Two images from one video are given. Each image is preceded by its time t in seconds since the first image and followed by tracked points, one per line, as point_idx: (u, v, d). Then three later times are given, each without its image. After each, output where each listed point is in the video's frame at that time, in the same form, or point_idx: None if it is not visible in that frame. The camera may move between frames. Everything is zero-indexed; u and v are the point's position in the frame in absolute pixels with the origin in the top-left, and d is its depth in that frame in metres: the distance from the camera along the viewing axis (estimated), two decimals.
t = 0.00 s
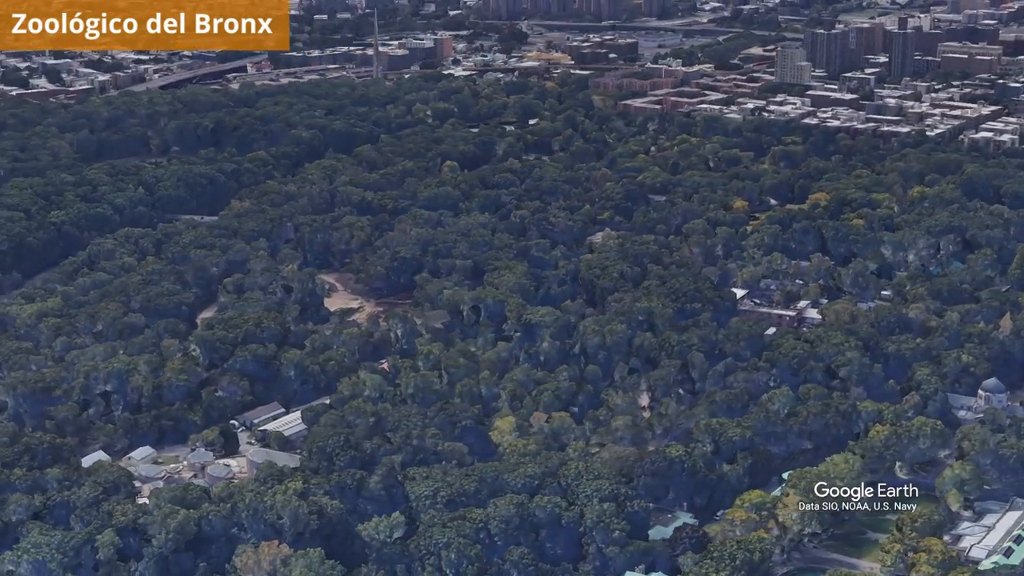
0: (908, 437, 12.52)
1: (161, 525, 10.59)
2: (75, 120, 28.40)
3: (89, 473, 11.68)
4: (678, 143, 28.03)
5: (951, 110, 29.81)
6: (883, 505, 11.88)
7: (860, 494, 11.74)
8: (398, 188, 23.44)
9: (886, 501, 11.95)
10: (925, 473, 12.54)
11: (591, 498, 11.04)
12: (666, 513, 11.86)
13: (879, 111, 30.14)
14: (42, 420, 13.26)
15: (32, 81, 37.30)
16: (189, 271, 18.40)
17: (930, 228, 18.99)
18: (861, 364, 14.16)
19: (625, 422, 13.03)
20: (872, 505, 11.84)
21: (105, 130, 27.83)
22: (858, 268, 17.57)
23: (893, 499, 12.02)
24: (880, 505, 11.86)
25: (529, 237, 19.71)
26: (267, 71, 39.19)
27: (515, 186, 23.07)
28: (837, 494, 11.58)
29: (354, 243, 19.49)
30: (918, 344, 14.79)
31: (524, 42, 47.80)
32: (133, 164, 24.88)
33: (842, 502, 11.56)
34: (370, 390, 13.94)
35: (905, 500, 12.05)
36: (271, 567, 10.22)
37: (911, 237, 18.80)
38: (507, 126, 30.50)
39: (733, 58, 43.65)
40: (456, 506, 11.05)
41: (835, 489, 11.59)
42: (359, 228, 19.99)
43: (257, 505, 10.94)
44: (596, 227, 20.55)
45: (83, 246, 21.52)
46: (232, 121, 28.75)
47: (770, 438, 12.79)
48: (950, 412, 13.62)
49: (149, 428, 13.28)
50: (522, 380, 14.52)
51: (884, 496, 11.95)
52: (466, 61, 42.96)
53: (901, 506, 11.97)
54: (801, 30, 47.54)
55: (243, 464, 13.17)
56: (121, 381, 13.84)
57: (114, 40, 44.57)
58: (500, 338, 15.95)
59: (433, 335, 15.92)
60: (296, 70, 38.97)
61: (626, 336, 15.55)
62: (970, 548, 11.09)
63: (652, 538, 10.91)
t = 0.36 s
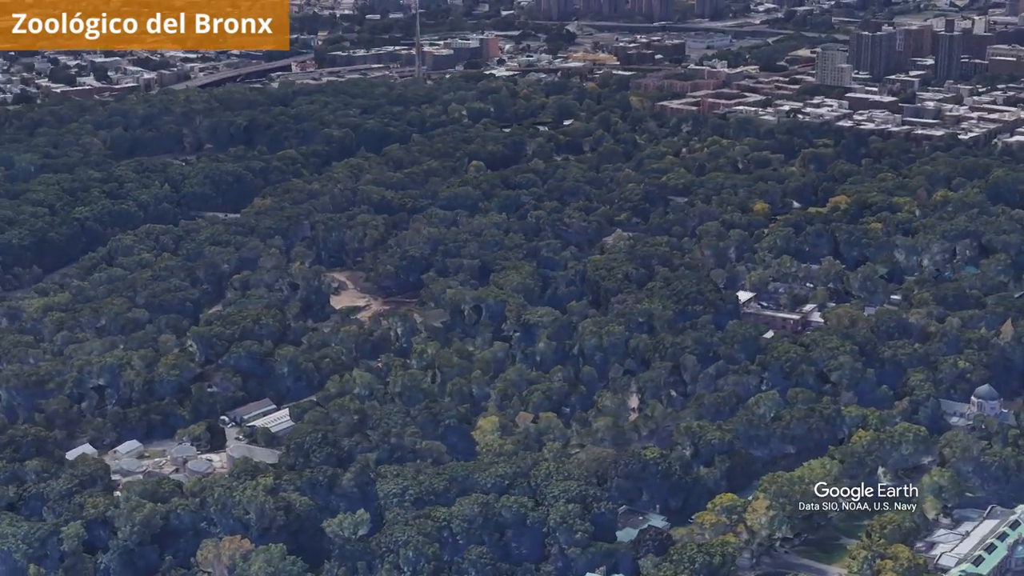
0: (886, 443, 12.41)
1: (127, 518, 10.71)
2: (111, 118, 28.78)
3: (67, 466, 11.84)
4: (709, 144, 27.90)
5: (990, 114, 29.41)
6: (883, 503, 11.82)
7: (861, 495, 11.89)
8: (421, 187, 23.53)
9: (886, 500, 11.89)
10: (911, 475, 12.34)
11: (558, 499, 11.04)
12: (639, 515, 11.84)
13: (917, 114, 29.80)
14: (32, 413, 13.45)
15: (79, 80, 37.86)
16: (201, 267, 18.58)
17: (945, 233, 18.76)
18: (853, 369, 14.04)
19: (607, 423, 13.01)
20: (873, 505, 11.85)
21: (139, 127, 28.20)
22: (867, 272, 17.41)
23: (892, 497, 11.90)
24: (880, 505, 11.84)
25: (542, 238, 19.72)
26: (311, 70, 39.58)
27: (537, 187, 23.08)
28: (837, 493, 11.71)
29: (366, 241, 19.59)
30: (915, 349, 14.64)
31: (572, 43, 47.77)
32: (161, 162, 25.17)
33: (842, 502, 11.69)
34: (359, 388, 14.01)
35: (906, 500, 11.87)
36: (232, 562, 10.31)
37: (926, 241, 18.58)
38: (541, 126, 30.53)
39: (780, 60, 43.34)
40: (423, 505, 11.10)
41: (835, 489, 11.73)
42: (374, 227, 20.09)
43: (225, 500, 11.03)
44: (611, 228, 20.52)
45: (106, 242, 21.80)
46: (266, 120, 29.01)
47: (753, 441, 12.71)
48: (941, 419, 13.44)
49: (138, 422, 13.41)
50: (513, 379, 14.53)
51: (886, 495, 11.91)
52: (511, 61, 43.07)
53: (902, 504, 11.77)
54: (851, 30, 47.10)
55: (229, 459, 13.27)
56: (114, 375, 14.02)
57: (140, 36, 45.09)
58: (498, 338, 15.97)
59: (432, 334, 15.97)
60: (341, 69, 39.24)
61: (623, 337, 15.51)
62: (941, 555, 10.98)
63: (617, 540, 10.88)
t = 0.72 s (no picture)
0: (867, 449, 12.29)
1: (95, 511, 10.85)
2: (145, 115, 29.12)
3: (48, 459, 12.01)
4: (739, 145, 27.76)
5: None
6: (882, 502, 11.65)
7: (862, 493, 11.81)
8: (443, 187, 23.61)
9: (886, 500, 11.68)
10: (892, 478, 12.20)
11: (525, 499, 11.04)
12: (613, 517, 11.82)
13: (953, 117, 29.47)
14: (25, 405, 13.65)
15: (123, 79, 38.37)
16: (213, 263, 18.76)
17: (959, 237, 18.56)
18: (845, 373, 13.93)
19: (589, 423, 13.00)
20: (872, 504, 11.69)
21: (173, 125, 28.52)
22: (875, 276, 17.25)
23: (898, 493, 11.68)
24: (878, 503, 11.65)
25: (554, 238, 19.72)
26: (353, 70, 39.95)
27: (558, 187, 23.09)
28: (838, 494, 11.84)
29: (379, 240, 19.68)
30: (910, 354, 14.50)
31: (618, 44, 47.68)
32: (190, 160, 25.42)
33: (842, 502, 11.79)
34: (350, 386, 14.08)
35: (910, 499, 11.59)
36: (195, 556, 10.40)
37: (939, 245, 18.37)
38: (573, 127, 30.53)
39: (826, 61, 42.96)
40: (392, 502, 11.16)
41: (836, 489, 11.87)
42: (388, 227, 20.20)
43: (195, 495, 11.14)
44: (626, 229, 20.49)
45: (128, 238, 21.99)
46: (298, 119, 29.24)
47: (735, 445, 12.65)
48: (930, 426, 13.32)
49: (128, 416, 13.55)
50: (505, 378, 14.55)
51: (887, 494, 11.73)
52: (554, 63, 43.10)
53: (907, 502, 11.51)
54: (901, 32, 46.60)
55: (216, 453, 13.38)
56: (109, 369, 14.20)
57: (171, 36, 45.72)
58: (496, 338, 15.99)
59: (431, 333, 16.02)
60: (382, 70, 39.46)
61: (620, 338, 15.48)
62: (909, 563, 10.89)
63: (583, 541, 10.87)
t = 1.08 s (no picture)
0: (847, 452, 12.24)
1: (68, 503, 10.99)
2: (178, 114, 29.42)
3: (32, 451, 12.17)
4: (768, 147, 27.59)
5: None
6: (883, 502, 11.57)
7: (861, 493, 11.83)
8: (464, 186, 23.65)
9: (886, 500, 11.61)
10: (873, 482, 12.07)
11: (494, 498, 11.06)
12: (587, 517, 11.82)
13: (988, 121, 29.13)
14: (20, 399, 13.85)
15: (167, 77, 38.79)
16: (224, 260, 18.92)
17: (973, 242, 18.36)
18: (836, 378, 13.82)
19: (572, 423, 13.00)
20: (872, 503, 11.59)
21: (205, 124, 28.79)
22: (882, 279, 17.10)
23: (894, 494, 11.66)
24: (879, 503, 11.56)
25: (567, 239, 19.71)
26: (394, 69, 40.12)
27: (579, 188, 23.07)
28: (839, 493, 11.89)
29: (391, 239, 19.76)
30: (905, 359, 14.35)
31: (663, 45, 47.51)
32: (217, 158, 25.65)
33: (842, 501, 11.84)
34: (341, 383, 14.15)
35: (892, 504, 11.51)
36: (161, 550, 10.51)
37: (951, 250, 18.18)
38: (605, 129, 30.49)
39: (871, 64, 42.56)
40: (363, 500, 11.21)
41: (836, 489, 11.92)
42: (402, 227, 20.29)
43: (167, 490, 11.25)
44: (640, 229, 20.43)
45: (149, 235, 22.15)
46: (330, 118, 29.42)
47: (717, 447, 12.59)
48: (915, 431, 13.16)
49: (119, 411, 13.71)
50: (497, 378, 14.57)
51: (886, 494, 11.67)
52: (597, 63, 43.03)
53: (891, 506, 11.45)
54: (950, 33, 46.05)
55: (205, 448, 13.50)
56: (104, 364, 14.37)
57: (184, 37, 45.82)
58: (495, 338, 16.01)
59: (430, 333, 16.07)
60: (422, 70, 39.61)
61: (617, 339, 15.45)
62: (879, 568, 10.80)
63: (549, 541, 10.88)
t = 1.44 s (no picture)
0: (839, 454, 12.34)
1: (43, 495, 11.14)
2: (211, 113, 29.68)
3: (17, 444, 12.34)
4: (796, 150, 27.43)
5: None
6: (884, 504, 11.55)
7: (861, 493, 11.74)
8: (486, 186, 23.68)
9: (887, 500, 11.64)
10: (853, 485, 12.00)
11: (464, 497, 11.09)
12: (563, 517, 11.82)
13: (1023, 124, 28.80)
14: (15, 391, 14.04)
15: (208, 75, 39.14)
16: (236, 258, 19.08)
17: (985, 246, 18.16)
18: (827, 382, 13.75)
19: (556, 423, 13.00)
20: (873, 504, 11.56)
21: (235, 123, 29.02)
22: (889, 283, 16.95)
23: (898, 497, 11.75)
24: (879, 504, 11.54)
25: (578, 240, 19.70)
26: (433, 69, 40.24)
27: (598, 189, 23.04)
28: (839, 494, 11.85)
29: (403, 238, 19.84)
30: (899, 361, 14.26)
31: (707, 47, 47.30)
32: (243, 155, 25.85)
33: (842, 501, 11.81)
34: (332, 380, 14.23)
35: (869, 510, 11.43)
36: (129, 543, 10.63)
37: (962, 254, 18.00)
38: (635, 130, 30.41)
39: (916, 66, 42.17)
40: (335, 496, 11.28)
41: (837, 489, 11.91)
42: (416, 228, 20.37)
43: (143, 484, 11.39)
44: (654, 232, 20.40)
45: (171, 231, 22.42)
46: (360, 117, 29.56)
47: (699, 450, 12.54)
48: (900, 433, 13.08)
49: (112, 405, 13.87)
50: (490, 377, 14.60)
51: (887, 495, 11.67)
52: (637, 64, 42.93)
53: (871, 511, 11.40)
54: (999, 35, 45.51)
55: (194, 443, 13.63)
56: (100, 358, 14.53)
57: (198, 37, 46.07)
58: (494, 338, 16.04)
59: (429, 332, 16.13)
60: (462, 69, 39.66)
61: (613, 339, 15.42)
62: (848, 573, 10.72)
63: (517, 541, 10.89)
